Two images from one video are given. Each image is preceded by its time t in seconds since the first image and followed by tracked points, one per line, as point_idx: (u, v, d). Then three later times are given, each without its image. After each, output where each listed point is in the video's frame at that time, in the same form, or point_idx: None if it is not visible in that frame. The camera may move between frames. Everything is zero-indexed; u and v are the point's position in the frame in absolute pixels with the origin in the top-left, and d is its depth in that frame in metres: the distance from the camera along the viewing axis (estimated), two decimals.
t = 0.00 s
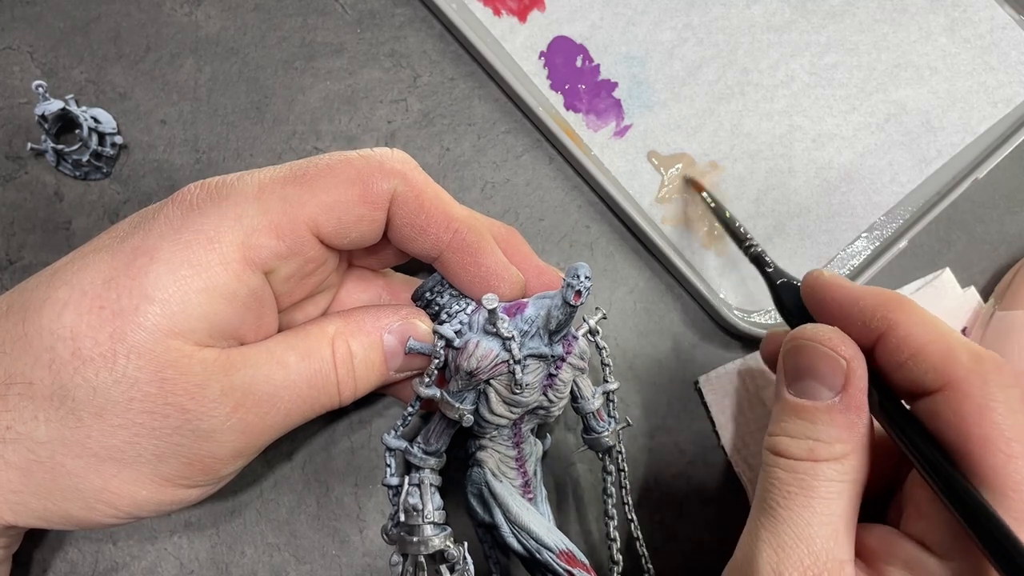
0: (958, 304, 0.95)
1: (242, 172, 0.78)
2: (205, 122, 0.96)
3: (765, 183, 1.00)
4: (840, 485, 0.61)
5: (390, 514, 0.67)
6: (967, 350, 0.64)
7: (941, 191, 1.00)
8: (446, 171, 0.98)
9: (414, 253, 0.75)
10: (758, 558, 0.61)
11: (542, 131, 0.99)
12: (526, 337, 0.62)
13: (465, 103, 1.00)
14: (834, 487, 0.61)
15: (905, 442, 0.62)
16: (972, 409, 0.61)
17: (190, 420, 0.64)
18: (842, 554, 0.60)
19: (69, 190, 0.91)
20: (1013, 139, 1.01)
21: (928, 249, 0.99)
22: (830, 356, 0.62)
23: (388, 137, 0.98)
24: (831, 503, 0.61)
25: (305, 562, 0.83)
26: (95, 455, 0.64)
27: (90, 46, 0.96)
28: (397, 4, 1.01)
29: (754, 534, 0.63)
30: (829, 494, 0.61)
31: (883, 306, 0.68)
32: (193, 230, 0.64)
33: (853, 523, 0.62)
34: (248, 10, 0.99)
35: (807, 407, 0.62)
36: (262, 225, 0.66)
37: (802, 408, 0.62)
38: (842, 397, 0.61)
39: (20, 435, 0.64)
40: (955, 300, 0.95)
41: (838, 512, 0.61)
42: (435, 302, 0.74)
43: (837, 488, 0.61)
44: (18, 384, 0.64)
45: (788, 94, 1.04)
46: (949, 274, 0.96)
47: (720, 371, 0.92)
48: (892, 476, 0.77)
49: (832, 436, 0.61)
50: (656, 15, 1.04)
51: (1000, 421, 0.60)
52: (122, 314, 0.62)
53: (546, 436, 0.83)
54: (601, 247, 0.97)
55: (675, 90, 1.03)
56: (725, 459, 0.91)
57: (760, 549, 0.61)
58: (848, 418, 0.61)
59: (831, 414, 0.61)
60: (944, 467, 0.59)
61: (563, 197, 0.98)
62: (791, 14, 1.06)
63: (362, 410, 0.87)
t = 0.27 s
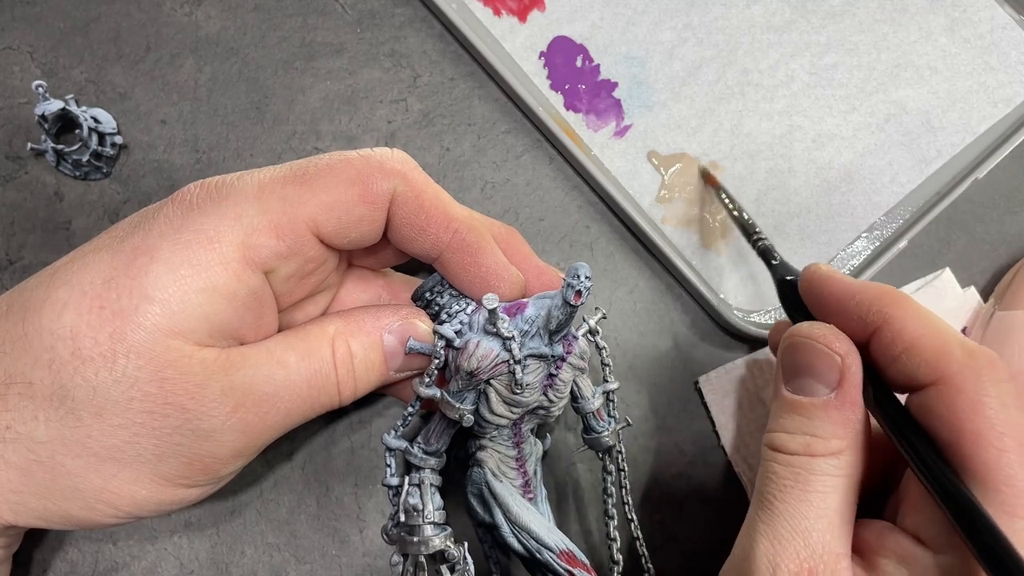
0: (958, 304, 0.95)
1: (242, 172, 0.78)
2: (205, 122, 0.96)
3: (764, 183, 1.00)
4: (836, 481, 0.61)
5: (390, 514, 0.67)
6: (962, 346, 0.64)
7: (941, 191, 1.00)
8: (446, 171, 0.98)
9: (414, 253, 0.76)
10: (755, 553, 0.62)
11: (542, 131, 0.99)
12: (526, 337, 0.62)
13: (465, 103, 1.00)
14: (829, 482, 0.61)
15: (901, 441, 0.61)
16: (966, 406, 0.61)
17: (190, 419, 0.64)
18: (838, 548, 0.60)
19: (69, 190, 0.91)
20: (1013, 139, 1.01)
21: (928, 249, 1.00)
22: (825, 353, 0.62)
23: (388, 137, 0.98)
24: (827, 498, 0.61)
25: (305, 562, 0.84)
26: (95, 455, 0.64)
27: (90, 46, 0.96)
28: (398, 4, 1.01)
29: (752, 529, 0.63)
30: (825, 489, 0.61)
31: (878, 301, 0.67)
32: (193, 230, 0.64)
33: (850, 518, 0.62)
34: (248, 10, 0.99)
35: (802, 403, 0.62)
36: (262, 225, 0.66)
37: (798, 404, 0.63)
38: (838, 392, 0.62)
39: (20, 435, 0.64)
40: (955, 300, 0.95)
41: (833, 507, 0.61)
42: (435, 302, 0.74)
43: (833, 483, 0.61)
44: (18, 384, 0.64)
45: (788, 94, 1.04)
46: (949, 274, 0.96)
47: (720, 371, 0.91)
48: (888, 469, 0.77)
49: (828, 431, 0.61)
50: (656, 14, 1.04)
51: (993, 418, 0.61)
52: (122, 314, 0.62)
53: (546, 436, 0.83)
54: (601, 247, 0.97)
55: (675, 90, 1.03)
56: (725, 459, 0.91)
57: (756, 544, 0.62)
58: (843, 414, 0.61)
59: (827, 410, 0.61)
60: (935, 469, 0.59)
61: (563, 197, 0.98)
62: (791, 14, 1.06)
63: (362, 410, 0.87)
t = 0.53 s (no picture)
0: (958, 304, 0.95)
1: (242, 172, 0.78)
2: (205, 122, 0.96)
3: (764, 184, 1.00)
4: (817, 500, 0.61)
5: (390, 514, 0.67)
6: (954, 373, 0.59)
7: (941, 191, 1.00)
8: (446, 171, 0.98)
9: (414, 253, 0.75)
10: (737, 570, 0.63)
11: (542, 131, 0.99)
12: (526, 337, 0.62)
13: (465, 103, 1.00)
14: (809, 501, 0.61)
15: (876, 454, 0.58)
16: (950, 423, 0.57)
17: (190, 419, 0.64)
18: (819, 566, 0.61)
19: (69, 190, 0.91)
20: (1014, 138, 1.01)
21: (928, 249, 0.99)
22: (801, 372, 0.61)
23: (388, 137, 0.98)
24: (807, 517, 0.61)
25: (305, 562, 0.83)
26: (95, 455, 0.64)
27: (90, 46, 0.96)
28: (398, 4, 1.01)
29: (738, 544, 0.64)
30: (805, 508, 0.61)
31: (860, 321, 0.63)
32: (193, 230, 0.64)
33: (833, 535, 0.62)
34: (248, 10, 0.99)
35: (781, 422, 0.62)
36: (262, 225, 0.66)
37: (778, 423, 0.63)
38: (814, 411, 0.61)
39: (20, 434, 0.64)
40: (955, 300, 0.95)
41: (815, 526, 0.61)
42: (435, 302, 0.74)
43: (813, 502, 0.61)
44: (18, 384, 0.64)
45: (788, 94, 1.04)
46: (949, 274, 0.96)
47: (719, 371, 0.92)
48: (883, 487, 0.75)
49: (806, 451, 0.61)
50: (656, 15, 1.04)
51: (977, 454, 0.56)
52: (122, 314, 0.62)
53: (546, 436, 0.83)
54: (601, 247, 0.97)
55: (675, 90, 1.03)
56: (725, 459, 0.91)
57: (739, 561, 0.63)
58: (822, 432, 0.61)
59: (805, 429, 0.61)
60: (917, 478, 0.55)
61: (563, 197, 0.98)
62: (791, 14, 1.06)
63: (362, 410, 0.87)
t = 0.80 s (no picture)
0: (958, 304, 0.95)
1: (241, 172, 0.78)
2: (205, 122, 0.96)
3: (764, 184, 1.00)
4: (802, 506, 0.61)
5: (390, 514, 0.67)
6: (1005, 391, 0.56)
7: (941, 191, 1.00)
8: (446, 171, 0.98)
9: (414, 253, 0.75)
10: None
11: (542, 131, 0.99)
12: (526, 337, 0.62)
13: (465, 103, 1.00)
14: (795, 508, 0.61)
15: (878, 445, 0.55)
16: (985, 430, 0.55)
17: (190, 419, 0.64)
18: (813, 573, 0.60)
19: (69, 190, 0.91)
20: (1014, 138, 1.01)
21: (928, 248, 0.99)
22: (787, 374, 0.60)
23: (388, 137, 0.98)
24: (792, 524, 0.61)
25: (305, 562, 0.83)
26: (95, 455, 0.64)
27: (90, 46, 0.96)
28: (398, 4, 1.01)
29: (723, 553, 0.64)
30: (790, 514, 0.61)
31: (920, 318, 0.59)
32: (193, 230, 0.64)
33: (820, 545, 0.62)
34: (248, 10, 0.99)
35: (770, 426, 0.63)
36: (262, 225, 0.66)
37: (767, 427, 0.63)
38: (802, 413, 0.61)
39: (19, 434, 0.64)
40: (956, 300, 0.95)
41: (801, 534, 0.61)
42: (435, 302, 0.74)
43: (799, 509, 0.61)
44: (18, 383, 0.64)
45: (788, 94, 1.04)
46: (949, 274, 0.96)
47: (720, 371, 0.92)
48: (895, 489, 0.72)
49: (793, 455, 0.61)
50: (656, 14, 1.04)
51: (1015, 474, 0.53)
52: (122, 313, 0.62)
53: (546, 436, 0.83)
54: (601, 247, 0.97)
55: (675, 90, 1.03)
56: (725, 459, 0.91)
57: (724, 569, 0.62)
58: (809, 436, 0.61)
59: (792, 431, 0.61)
60: (922, 473, 0.53)
61: (563, 197, 0.98)
62: (791, 14, 1.06)
63: (362, 410, 0.87)
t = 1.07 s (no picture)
0: (958, 304, 0.95)
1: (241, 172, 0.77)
2: (205, 122, 0.96)
3: (765, 184, 1.01)
4: (799, 526, 0.61)
5: (390, 513, 0.67)
6: None
7: (941, 191, 1.00)
8: (446, 171, 0.98)
9: (413, 252, 0.75)
10: None
11: (542, 131, 0.99)
12: (526, 336, 0.62)
13: (465, 103, 1.00)
14: (791, 526, 0.61)
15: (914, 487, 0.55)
16: (1015, 449, 0.52)
17: (190, 418, 0.64)
18: None
19: (69, 190, 0.91)
20: (1014, 138, 1.01)
21: (928, 249, 0.99)
22: (789, 393, 0.66)
23: (388, 137, 0.98)
24: (789, 543, 0.61)
25: (305, 562, 0.83)
26: (95, 454, 0.64)
27: (90, 46, 0.96)
28: (398, 4, 1.01)
29: None
30: (787, 533, 0.61)
31: (958, 330, 0.54)
32: (193, 229, 0.64)
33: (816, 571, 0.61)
34: (248, 10, 0.99)
35: (769, 443, 0.65)
36: (262, 224, 0.66)
37: (765, 445, 0.65)
38: (802, 431, 0.64)
39: (19, 434, 0.64)
40: (956, 300, 0.95)
41: (797, 554, 0.61)
42: (435, 302, 0.74)
43: (795, 528, 0.61)
44: (18, 382, 0.64)
45: (788, 94, 1.04)
46: (949, 273, 0.96)
47: (719, 371, 0.92)
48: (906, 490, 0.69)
49: (791, 471, 0.63)
50: (656, 14, 1.04)
51: None
52: (122, 313, 0.62)
53: (546, 436, 0.83)
54: (601, 247, 0.97)
55: (675, 90, 1.03)
56: (725, 459, 0.91)
57: None
58: (807, 454, 0.63)
59: (791, 449, 0.63)
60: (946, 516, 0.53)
61: (563, 197, 0.98)
62: (791, 14, 1.06)
63: (362, 410, 0.87)
